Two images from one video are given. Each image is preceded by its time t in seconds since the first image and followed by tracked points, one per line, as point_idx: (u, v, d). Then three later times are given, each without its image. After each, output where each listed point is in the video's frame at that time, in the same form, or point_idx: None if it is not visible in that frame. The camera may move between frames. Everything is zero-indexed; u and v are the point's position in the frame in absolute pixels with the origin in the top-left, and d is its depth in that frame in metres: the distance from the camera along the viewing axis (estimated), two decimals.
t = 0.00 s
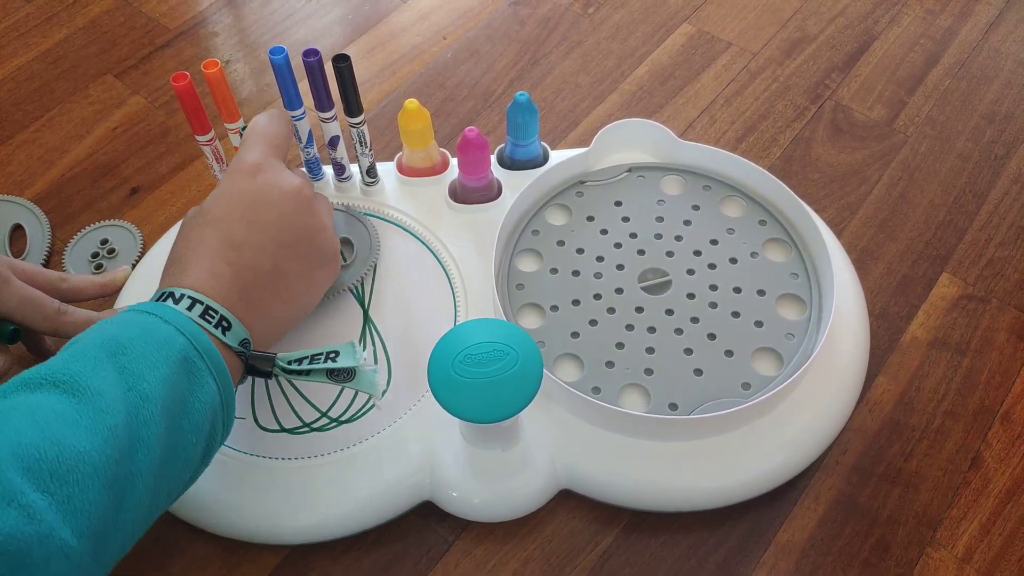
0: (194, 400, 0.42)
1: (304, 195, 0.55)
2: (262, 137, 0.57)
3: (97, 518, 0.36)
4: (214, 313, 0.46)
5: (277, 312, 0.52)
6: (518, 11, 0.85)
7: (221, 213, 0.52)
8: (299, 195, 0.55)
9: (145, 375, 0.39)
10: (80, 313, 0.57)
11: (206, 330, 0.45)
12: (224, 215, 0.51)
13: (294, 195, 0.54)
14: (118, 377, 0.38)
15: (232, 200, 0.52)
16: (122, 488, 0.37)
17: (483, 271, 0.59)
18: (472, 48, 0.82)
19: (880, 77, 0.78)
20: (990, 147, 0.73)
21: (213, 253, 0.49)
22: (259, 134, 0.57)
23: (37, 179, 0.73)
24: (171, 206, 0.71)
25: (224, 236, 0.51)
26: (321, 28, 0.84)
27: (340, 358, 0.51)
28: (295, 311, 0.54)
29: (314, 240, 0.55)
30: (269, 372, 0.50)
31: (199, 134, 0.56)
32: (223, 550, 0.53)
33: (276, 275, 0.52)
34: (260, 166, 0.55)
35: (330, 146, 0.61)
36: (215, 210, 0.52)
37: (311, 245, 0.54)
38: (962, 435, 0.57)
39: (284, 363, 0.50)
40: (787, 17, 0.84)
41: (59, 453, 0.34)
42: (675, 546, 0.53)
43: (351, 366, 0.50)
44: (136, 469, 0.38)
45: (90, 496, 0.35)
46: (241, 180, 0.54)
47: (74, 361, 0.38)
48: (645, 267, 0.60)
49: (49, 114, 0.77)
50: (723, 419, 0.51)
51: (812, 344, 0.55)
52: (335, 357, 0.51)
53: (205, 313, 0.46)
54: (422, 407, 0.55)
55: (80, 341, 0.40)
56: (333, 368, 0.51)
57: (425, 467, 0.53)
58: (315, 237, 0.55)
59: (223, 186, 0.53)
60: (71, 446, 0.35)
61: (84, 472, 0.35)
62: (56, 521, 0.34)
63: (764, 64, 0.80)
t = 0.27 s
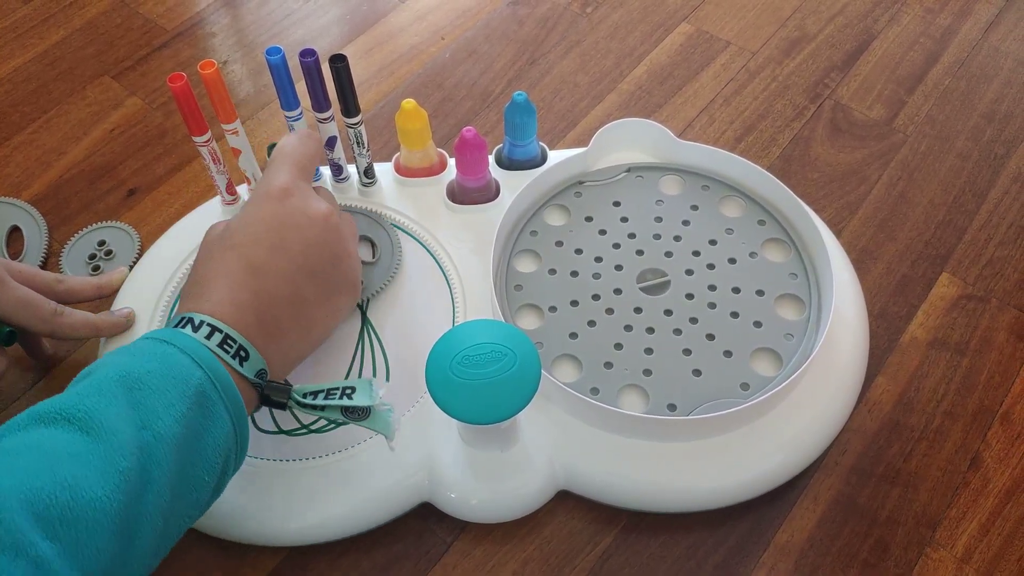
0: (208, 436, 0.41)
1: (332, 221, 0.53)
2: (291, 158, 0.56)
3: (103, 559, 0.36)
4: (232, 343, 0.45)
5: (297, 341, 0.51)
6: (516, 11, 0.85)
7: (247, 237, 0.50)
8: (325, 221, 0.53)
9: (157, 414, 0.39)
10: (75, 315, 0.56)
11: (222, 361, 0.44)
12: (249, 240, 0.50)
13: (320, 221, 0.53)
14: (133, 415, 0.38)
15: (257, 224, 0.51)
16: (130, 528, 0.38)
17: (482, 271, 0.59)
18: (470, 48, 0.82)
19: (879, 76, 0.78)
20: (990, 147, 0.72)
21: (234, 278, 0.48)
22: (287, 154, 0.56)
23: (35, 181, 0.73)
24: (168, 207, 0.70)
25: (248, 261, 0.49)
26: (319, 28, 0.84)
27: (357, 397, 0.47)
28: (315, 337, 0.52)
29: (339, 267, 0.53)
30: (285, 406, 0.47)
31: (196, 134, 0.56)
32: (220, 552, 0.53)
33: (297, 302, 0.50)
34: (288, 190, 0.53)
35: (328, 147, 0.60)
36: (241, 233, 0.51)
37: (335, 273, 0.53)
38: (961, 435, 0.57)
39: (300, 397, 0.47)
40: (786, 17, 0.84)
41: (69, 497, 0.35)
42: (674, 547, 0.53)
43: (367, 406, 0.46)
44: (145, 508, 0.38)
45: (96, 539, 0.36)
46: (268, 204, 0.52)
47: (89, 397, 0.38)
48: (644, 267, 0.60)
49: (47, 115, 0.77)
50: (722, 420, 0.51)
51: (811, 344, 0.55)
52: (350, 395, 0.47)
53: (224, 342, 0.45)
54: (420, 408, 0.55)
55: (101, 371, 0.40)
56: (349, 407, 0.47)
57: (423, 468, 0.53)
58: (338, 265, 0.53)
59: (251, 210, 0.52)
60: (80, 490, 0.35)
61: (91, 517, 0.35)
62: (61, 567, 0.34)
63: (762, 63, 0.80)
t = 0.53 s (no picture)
0: (232, 487, 0.40)
1: (374, 263, 0.51)
2: (334, 192, 0.53)
3: None
4: (263, 387, 0.44)
5: (327, 386, 0.49)
6: (516, 11, 0.85)
7: (285, 274, 0.48)
8: (367, 264, 0.51)
9: (184, 465, 0.38)
10: (75, 315, 0.56)
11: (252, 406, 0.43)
12: (288, 277, 0.48)
13: (362, 263, 0.50)
14: (158, 467, 0.37)
15: (296, 263, 0.49)
16: None
17: (481, 271, 0.59)
18: (469, 49, 0.82)
19: (878, 76, 0.78)
20: (989, 146, 0.72)
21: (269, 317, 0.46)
22: (330, 188, 0.53)
23: (34, 181, 0.73)
24: (168, 207, 0.70)
25: (285, 300, 0.47)
26: (319, 29, 0.84)
27: (385, 449, 0.49)
28: (346, 378, 0.50)
29: (376, 312, 0.51)
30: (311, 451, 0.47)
31: (195, 135, 0.56)
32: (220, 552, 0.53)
33: (332, 345, 0.48)
34: (331, 229, 0.51)
35: (327, 147, 0.60)
36: (281, 271, 0.48)
37: (372, 316, 0.51)
38: (961, 435, 0.57)
39: (328, 444, 0.47)
40: (786, 17, 0.84)
41: (92, 556, 0.33)
42: (673, 547, 0.53)
43: (394, 459, 0.49)
44: (166, 567, 0.36)
45: None
46: (309, 242, 0.50)
47: (114, 447, 0.36)
48: (643, 267, 0.60)
49: (47, 116, 0.77)
50: (722, 420, 0.51)
51: (811, 344, 0.55)
52: (378, 446, 0.49)
53: (255, 385, 0.44)
54: (420, 409, 0.54)
55: (123, 419, 0.39)
56: (376, 458, 0.48)
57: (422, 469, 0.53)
58: (377, 311, 0.51)
59: (291, 246, 0.50)
60: (104, 548, 0.33)
61: None
62: None
63: (762, 63, 0.80)
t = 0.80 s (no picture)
0: (253, 539, 0.39)
1: (413, 305, 0.50)
2: (376, 230, 0.51)
3: None
4: (292, 434, 0.43)
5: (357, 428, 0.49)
6: (516, 11, 0.85)
7: (324, 313, 0.48)
8: (406, 306, 0.49)
9: (206, 519, 0.37)
10: (76, 314, 0.56)
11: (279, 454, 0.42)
12: (324, 317, 0.48)
13: (401, 306, 0.49)
14: (182, 520, 0.36)
15: (334, 303, 0.48)
16: None
17: (481, 270, 0.59)
18: (470, 49, 0.82)
19: (879, 76, 0.78)
20: (990, 147, 0.72)
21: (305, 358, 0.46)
22: (373, 226, 0.51)
23: (36, 181, 0.73)
24: (170, 207, 0.71)
25: (320, 342, 0.47)
26: (320, 29, 0.84)
27: (414, 503, 0.47)
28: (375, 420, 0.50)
29: (413, 355, 0.50)
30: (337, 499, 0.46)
31: (197, 135, 0.56)
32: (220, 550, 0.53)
33: (364, 390, 0.48)
34: (371, 269, 0.50)
35: (329, 147, 0.60)
36: (318, 309, 0.48)
37: (407, 359, 0.50)
38: (961, 436, 0.57)
39: (355, 494, 0.47)
40: (786, 17, 0.84)
41: None
42: (673, 546, 0.53)
43: (423, 515, 0.46)
44: None
45: None
46: (348, 282, 0.49)
47: (136, 497, 0.35)
48: (644, 267, 0.60)
49: (49, 116, 0.77)
50: (723, 419, 0.51)
51: (811, 344, 0.55)
52: (408, 500, 0.47)
53: (284, 431, 0.43)
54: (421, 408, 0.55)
55: (147, 467, 0.38)
56: (405, 513, 0.47)
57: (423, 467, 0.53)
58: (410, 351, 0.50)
59: (330, 283, 0.49)
60: None
61: None
62: None
63: (763, 63, 0.80)
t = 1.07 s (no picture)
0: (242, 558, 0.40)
1: (410, 324, 0.49)
2: (380, 248, 0.51)
3: None
4: (280, 451, 0.44)
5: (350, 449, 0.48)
6: (517, 13, 0.85)
7: (319, 331, 0.48)
8: (403, 326, 0.49)
9: (192, 542, 0.37)
10: (78, 315, 0.56)
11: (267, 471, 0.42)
12: (320, 335, 0.48)
13: (397, 325, 0.49)
14: (166, 543, 0.36)
15: (331, 321, 0.48)
16: None
17: (482, 273, 0.60)
18: (471, 50, 0.82)
19: (880, 78, 0.78)
20: (991, 148, 0.72)
21: (295, 376, 0.47)
22: (377, 243, 0.51)
23: (39, 182, 0.73)
24: (171, 208, 0.71)
25: (314, 360, 0.47)
26: (321, 31, 0.85)
27: (404, 525, 0.45)
28: (375, 441, 0.49)
29: (410, 376, 0.49)
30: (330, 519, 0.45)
31: (199, 137, 0.56)
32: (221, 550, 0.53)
33: (357, 410, 0.48)
34: (369, 286, 0.50)
35: (330, 149, 0.61)
36: (316, 324, 0.48)
37: (404, 380, 0.49)
38: (963, 438, 0.57)
39: (345, 516, 0.46)
40: (787, 18, 0.84)
41: None
42: (674, 548, 0.53)
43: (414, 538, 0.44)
44: None
45: None
46: (346, 299, 0.49)
47: (119, 522, 0.36)
48: (645, 268, 0.60)
49: (52, 117, 0.78)
50: (724, 421, 0.51)
51: (813, 346, 0.55)
52: (398, 521, 0.45)
53: (272, 449, 0.43)
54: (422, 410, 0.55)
55: (134, 486, 0.38)
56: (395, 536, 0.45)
57: (423, 469, 0.53)
58: (410, 373, 0.49)
59: (328, 300, 0.49)
60: None
61: None
62: None
63: (764, 65, 0.80)
